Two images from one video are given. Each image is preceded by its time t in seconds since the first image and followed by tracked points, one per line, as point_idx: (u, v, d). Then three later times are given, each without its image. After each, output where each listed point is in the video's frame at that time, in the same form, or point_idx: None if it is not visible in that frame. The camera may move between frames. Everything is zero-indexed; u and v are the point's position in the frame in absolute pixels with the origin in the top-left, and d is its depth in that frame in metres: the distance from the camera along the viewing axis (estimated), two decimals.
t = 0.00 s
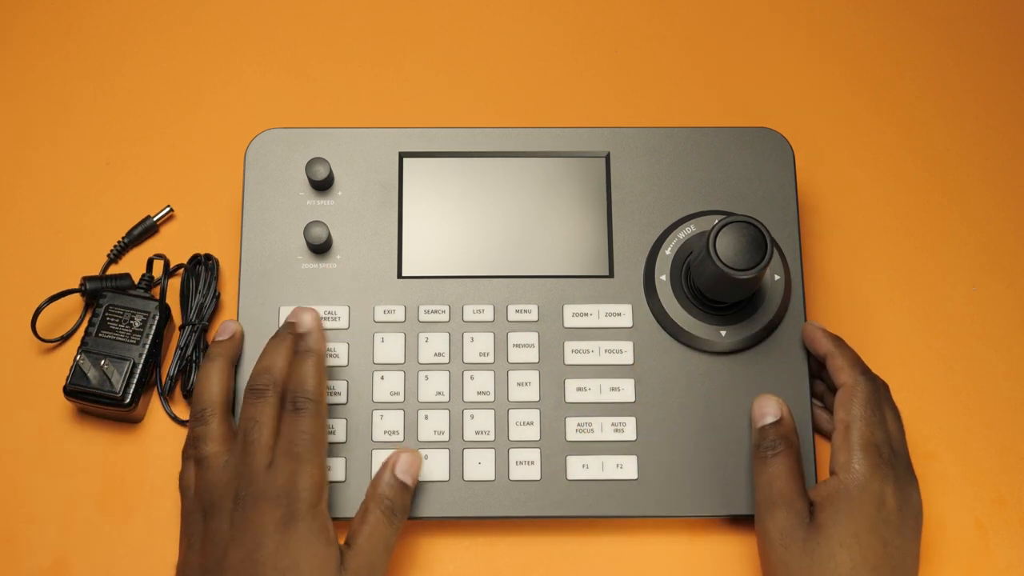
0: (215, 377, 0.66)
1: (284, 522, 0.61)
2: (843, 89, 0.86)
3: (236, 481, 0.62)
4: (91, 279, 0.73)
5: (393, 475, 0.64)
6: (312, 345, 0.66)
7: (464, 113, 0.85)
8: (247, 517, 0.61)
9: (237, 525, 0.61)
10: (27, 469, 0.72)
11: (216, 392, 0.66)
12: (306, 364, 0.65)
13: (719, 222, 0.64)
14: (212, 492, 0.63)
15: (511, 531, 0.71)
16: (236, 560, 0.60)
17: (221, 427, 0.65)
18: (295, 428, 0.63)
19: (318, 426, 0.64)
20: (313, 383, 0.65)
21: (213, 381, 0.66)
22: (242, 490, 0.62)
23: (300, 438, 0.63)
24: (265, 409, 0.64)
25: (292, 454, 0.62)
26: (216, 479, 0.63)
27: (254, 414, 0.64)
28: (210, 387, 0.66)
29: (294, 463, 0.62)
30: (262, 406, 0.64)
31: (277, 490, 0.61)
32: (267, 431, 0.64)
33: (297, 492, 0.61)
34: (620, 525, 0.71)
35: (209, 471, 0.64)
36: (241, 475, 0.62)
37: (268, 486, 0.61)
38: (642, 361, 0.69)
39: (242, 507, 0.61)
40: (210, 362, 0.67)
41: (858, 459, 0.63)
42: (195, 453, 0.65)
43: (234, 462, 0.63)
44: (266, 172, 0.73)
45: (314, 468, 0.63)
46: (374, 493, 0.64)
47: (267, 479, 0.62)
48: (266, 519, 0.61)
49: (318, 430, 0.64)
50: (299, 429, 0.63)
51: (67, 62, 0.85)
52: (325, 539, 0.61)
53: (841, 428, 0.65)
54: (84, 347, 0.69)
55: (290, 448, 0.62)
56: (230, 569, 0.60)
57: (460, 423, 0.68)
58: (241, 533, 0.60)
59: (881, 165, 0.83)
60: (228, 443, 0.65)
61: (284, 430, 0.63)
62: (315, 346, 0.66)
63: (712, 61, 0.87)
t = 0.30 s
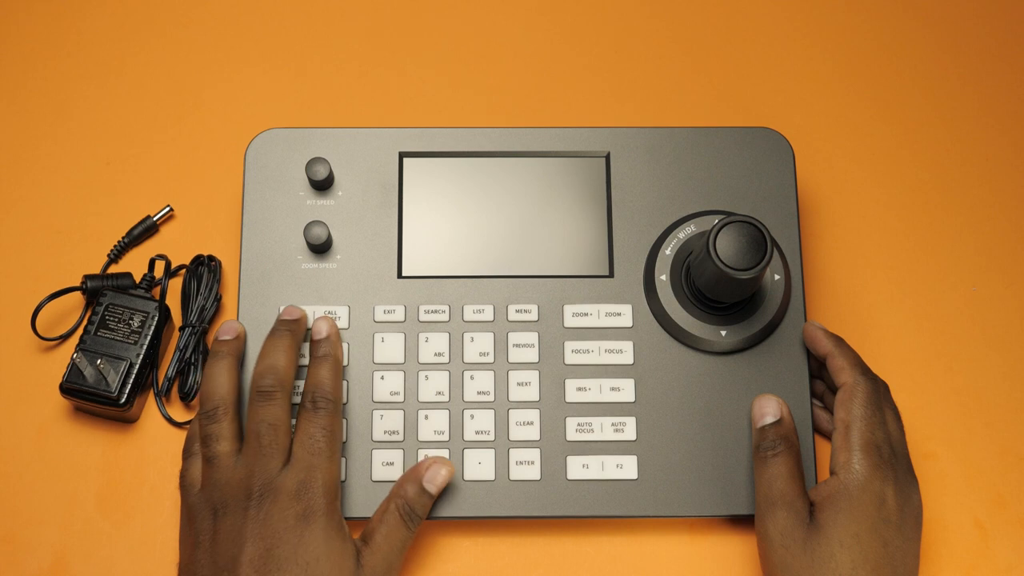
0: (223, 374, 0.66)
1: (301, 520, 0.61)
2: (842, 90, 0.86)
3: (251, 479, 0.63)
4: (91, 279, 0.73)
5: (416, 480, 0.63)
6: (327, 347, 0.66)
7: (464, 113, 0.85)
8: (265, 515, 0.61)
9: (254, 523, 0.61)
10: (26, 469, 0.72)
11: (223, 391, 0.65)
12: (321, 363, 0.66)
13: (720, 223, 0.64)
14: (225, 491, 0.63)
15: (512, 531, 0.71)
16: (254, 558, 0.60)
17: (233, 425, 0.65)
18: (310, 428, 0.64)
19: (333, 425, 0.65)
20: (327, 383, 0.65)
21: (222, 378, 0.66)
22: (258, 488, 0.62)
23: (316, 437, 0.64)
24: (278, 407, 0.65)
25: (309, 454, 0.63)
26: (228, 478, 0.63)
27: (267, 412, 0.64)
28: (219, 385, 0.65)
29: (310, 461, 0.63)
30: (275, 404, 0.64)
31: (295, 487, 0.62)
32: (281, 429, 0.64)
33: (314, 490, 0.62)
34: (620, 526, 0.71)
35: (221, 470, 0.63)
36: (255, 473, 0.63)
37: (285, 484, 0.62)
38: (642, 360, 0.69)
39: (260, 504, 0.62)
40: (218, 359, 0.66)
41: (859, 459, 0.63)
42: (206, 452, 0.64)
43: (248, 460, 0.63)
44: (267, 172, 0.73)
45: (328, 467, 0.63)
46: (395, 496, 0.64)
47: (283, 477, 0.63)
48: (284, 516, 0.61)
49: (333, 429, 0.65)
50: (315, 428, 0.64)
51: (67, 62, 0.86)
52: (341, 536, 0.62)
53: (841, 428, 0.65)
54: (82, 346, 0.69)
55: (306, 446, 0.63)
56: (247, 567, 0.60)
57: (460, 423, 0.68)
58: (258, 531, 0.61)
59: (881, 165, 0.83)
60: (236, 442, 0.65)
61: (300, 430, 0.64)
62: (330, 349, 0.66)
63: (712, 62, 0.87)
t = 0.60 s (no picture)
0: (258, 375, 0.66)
1: (318, 530, 0.62)
2: (842, 90, 0.86)
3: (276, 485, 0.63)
4: (91, 279, 0.73)
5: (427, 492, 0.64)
6: (371, 359, 0.66)
7: (464, 113, 0.85)
8: (285, 520, 0.62)
9: (273, 527, 0.62)
10: (26, 469, 0.72)
11: (263, 393, 0.66)
12: (362, 375, 0.66)
13: (720, 223, 0.64)
14: (250, 492, 0.63)
15: (512, 531, 0.71)
16: (268, 564, 0.60)
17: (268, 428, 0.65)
18: (341, 439, 0.64)
19: (362, 439, 0.65)
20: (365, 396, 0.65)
21: (263, 380, 0.66)
22: (281, 493, 0.63)
23: (346, 450, 0.64)
24: (317, 415, 0.65)
25: (337, 466, 0.63)
26: (256, 480, 0.63)
27: (301, 419, 0.65)
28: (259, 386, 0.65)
29: (337, 473, 0.63)
30: (315, 412, 0.65)
31: (318, 498, 0.62)
32: (314, 437, 0.65)
33: (337, 502, 0.63)
34: (620, 526, 0.71)
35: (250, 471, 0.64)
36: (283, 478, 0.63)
37: (307, 493, 0.63)
38: (642, 361, 0.69)
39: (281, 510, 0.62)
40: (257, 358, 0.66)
41: (859, 459, 0.63)
42: (237, 451, 0.64)
43: (277, 465, 0.64)
44: (266, 172, 0.73)
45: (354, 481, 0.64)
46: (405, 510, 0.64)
47: (307, 486, 0.63)
48: (302, 526, 0.62)
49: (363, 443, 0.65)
50: (345, 440, 0.64)
51: (67, 62, 0.86)
52: (358, 548, 0.63)
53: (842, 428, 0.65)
54: (82, 346, 0.69)
55: (334, 457, 0.64)
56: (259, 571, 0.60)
57: (460, 423, 0.68)
58: (274, 536, 0.61)
59: (881, 165, 0.83)
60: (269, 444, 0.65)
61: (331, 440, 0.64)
62: (373, 362, 0.66)
63: (712, 62, 0.87)
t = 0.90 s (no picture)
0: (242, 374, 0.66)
1: (297, 527, 0.61)
2: (842, 89, 0.86)
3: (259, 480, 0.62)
4: (91, 279, 0.73)
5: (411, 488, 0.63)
6: (353, 355, 0.66)
7: (464, 113, 0.85)
8: (263, 517, 0.61)
9: (252, 524, 0.61)
10: (26, 469, 0.72)
11: (246, 390, 0.66)
12: (343, 372, 0.66)
13: (720, 222, 0.64)
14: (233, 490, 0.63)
15: (512, 531, 0.71)
16: (246, 562, 0.59)
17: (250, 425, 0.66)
18: (320, 435, 0.64)
19: (341, 434, 0.64)
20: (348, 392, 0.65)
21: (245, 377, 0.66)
22: (261, 490, 0.62)
23: (324, 445, 0.63)
24: (298, 411, 0.64)
25: (315, 461, 0.63)
26: (239, 478, 0.63)
27: (283, 415, 0.64)
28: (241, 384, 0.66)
29: (316, 469, 0.63)
30: (294, 409, 0.64)
31: (297, 494, 0.61)
32: (293, 432, 0.64)
33: (315, 498, 0.62)
34: (620, 526, 0.71)
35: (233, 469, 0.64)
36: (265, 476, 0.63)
37: (286, 489, 0.62)
38: (642, 361, 0.69)
39: (261, 507, 0.61)
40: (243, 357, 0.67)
41: (859, 459, 0.63)
42: (222, 449, 0.65)
43: (257, 463, 0.63)
44: (266, 172, 0.73)
45: (332, 476, 0.63)
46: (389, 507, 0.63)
47: (285, 483, 0.62)
48: (280, 522, 0.61)
49: (343, 439, 0.64)
50: (325, 436, 0.64)
51: (67, 62, 0.86)
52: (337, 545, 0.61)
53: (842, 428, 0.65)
54: (82, 346, 0.69)
55: (313, 453, 0.63)
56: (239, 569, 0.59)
57: (460, 423, 0.68)
58: (253, 534, 0.60)
59: (881, 165, 0.83)
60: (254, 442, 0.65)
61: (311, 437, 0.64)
62: (354, 356, 0.66)
63: (712, 62, 0.87)
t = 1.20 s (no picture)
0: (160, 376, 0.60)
1: (188, 544, 0.57)
2: (841, 89, 0.86)
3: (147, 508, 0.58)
4: (91, 279, 0.73)
5: (291, 457, 0.62)
6: (135, 367, 0.57)
7: (464, 113, 0.85)
8: (156, 544, 0.58)
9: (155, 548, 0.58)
10: (26, 469, 0.72)
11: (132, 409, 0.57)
12: (138, 389, 0.57)
13: (719, 222, 0.64)
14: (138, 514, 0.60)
15: (511, 531, 0.71)
16: None
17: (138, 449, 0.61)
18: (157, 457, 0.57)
19: (179, 448, 0.57)
20: (153, 406, 0.57)
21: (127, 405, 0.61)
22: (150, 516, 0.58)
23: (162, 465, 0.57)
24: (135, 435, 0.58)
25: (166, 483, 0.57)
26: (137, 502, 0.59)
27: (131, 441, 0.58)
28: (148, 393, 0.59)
29: (174, 488, 0.57)
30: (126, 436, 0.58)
31: (169, 515, 0.57)
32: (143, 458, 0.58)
33: (188, 515, 0.57)
34: (620, 526, 0.71)
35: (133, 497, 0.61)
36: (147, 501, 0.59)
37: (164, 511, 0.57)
38: (642, 360, 0.69)
39: (150, 534, 0.58)
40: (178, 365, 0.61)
41: (859, 459, 0.63)
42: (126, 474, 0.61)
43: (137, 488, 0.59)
44: (266, 172, 0.73)
45: (194, 490, 0.57)
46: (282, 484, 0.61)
47: (160, 506, 0.57)
48: (171, 544, 0.57)
49: (184, 451, 0.57)
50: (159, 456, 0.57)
51: (66, 62, 0.86)
52: (240, 547, 0.58)
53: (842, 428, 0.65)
54: (82, 346, 0.69)
55: (162, 476, 0.57)
56: None
57: (460, 422, 0.68)
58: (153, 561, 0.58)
59: (881, 165, 0.83)
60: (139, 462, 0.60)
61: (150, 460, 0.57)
62: (133, 368, 0.57)
63: (712, 62, 0.87)
